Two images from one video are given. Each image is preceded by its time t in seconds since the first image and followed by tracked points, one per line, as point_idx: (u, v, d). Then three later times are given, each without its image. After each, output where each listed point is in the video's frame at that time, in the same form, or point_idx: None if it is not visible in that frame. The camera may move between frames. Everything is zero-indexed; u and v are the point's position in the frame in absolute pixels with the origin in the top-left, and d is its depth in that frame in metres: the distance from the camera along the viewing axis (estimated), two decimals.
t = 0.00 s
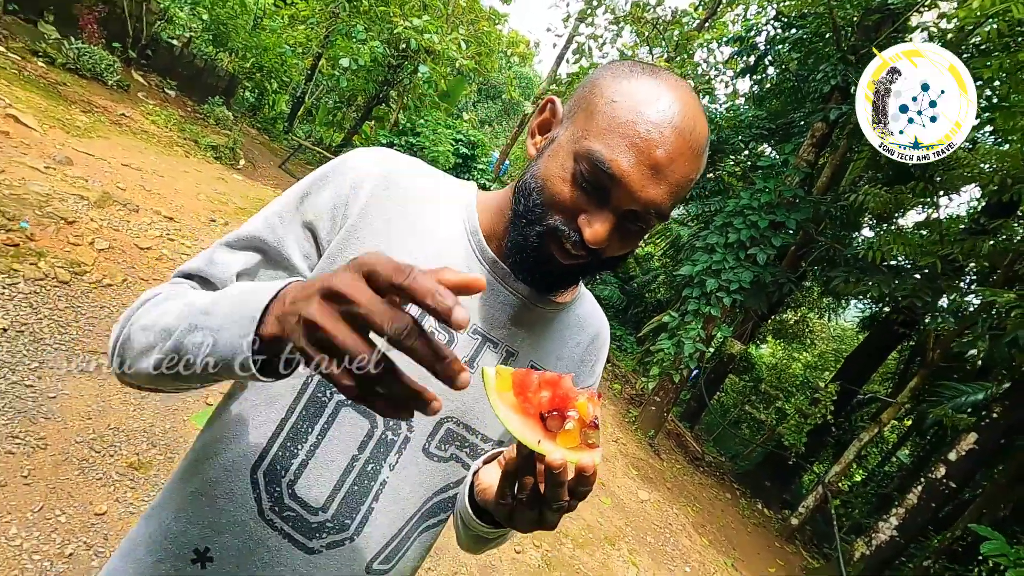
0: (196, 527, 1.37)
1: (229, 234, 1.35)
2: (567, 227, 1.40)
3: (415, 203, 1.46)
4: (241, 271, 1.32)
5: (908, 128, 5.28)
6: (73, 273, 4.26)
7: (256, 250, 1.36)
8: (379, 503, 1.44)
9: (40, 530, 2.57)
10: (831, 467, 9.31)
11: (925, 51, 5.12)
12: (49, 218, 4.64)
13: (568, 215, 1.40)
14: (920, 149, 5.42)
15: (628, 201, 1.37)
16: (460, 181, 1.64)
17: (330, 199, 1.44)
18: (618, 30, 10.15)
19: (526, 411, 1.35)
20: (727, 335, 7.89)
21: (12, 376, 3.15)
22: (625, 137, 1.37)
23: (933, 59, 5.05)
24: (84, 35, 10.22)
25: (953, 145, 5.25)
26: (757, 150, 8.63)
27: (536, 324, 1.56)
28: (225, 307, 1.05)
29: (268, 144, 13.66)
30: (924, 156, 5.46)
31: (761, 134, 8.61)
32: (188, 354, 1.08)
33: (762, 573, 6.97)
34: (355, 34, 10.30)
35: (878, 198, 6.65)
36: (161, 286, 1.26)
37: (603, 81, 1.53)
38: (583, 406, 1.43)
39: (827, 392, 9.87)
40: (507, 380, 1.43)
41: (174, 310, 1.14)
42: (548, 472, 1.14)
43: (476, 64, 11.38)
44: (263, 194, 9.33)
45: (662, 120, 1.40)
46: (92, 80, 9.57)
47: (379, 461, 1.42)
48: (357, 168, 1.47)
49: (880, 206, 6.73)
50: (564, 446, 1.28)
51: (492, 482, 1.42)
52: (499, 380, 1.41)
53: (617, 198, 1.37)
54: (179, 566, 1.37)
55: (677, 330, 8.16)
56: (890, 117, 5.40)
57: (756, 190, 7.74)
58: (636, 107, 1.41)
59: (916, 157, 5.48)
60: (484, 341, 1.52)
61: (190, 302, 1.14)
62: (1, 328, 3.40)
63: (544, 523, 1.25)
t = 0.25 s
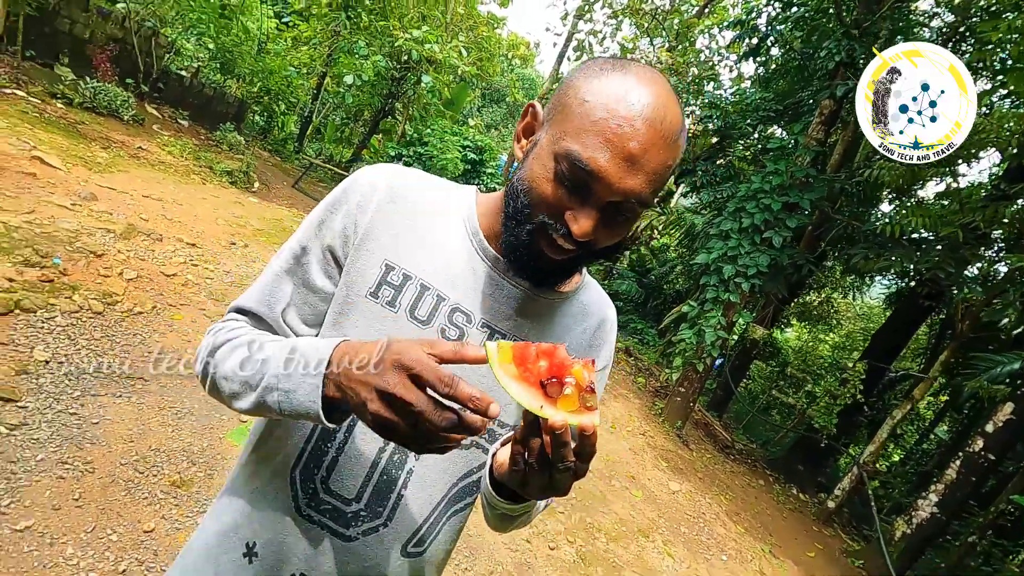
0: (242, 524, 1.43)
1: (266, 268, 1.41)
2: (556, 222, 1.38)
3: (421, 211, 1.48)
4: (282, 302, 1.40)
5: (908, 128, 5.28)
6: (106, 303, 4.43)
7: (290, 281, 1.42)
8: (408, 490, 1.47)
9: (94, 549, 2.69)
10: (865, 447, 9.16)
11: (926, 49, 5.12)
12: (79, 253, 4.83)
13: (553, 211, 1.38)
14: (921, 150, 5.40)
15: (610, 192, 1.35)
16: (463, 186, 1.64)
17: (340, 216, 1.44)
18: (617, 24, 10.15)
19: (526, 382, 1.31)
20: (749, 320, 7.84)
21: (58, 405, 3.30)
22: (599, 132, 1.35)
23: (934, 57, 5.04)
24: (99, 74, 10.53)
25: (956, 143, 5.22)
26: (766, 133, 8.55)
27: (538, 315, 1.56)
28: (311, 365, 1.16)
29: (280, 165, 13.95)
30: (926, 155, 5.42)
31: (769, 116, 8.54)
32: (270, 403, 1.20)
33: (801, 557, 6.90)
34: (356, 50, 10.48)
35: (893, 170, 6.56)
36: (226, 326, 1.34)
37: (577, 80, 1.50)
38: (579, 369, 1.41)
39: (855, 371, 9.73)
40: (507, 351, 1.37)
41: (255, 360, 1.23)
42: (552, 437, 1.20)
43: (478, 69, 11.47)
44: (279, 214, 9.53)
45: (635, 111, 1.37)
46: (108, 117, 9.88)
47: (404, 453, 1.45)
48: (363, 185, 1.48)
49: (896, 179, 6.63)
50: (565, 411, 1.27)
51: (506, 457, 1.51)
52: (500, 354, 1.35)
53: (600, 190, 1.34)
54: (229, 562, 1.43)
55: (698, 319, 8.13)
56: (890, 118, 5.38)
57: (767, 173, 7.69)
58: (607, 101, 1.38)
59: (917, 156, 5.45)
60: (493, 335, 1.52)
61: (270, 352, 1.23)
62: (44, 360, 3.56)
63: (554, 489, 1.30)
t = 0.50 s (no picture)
0: (281, 536, 1.40)
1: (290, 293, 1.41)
2: (534, 225, 1.33)
3: (423, 221, 1.46)
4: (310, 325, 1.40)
5: (908, 128, 5.01)
6: (140, 344, 4.59)
7: (313, 303, 1.42)
8: (436, 485, 1.43)
9: None
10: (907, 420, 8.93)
11: (925, 49, 4.96)
12: (111, 298, 5.01)
13: (529, 213, 1.33)
14: (920, 151, 5.04)
15: (580, 187, 1.28)
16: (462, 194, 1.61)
17: (346, 235, 1.43)
18: (610, 19, 10.18)
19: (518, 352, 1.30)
20: (773, 302, 7.74)
21: (104, 446, 3.42)
22: (559, 130, 1.27)
23: (933, 57, 4.90)
24: (114, 125, 10.90)
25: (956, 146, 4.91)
26: (772, 111, 8.46)
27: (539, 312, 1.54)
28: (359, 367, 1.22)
29: (294, 195, 14.26)
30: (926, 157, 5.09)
31: (773, 94, 8.45)
32: (321, 413, 1.24)
33: (851, 537, 6.75)
34: (357, 74, 10.68)
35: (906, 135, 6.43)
36: (263, 353, 1.35)
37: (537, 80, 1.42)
38: (564, 336, 1.42)
39: (889, 343, 9.52)
40: (493, 325, 1.37)
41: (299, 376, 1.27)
42: (547, 401, 1.20)
43: (477, 80, 11.58)
44: (297, 242, 9.74)
45: (593, 103, 1.29)
46: (127, 165, 10.22)
47: (429, 450, 1.41)
48: (364, 202, 1.46)
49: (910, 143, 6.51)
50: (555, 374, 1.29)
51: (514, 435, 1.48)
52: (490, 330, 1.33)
53: (569, 187, 1.28)
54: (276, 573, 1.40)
55: (721, 305, 8.05)
56: (890, 118, 5.11)
57: (776, 152, 7.61)
58: (564, 96, 1.30)
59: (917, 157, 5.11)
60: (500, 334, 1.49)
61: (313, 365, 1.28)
62: (88, 403, 3.70)
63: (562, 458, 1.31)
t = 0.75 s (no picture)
0: (320, 554, 1.43)
1: (314, 319, 1.45)
2: (542, 246, 1.34)
3: (435, 242, 1.49)
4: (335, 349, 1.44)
5: (908, 128, 5.29)
6: (169, 375, 4.69)
7: (335, 328, 1.46)
8: (466, 496, 1.46)
9: None
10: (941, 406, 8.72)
11: (924, 48, 5.13)
12: (139, 332, 5.14)
13: (535, 235, 1.34)
14: (921, 151, 5.41)
15: (584, 206, 1.29)
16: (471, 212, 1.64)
17: (363, 260, 1.46)
18: (609, 24, 10.23)
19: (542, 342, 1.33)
20: (793, 294, 7.65)
21: (141, 477, 3.50)
22: (557, 152, 1.29)
23: (933, 57, 5.09)
24: (132, 163, 11.21)
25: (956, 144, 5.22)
26: (778, 103, 8.41)
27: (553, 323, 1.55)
28: (390, 381, 1.26)
29: (308, 219, 14.48)
30: (925, 155, 5.44)
31: (778, 86, 8.41)
32: (357, 427, 1.27)
33: (891, 530, 6.59)
34: (362, 96, 10.87)
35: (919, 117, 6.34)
36: (292, 378, 1.39)
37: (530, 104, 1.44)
38: (584, 328, 1.45)
39: (916, 328, 9.33)
40: (516, 321, 1.41)
41: (331, 395, 1.31)
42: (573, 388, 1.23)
43: (480, 92, 11.67)
44: (313, 265, 9.88)
45: (588, 122, 1.29)
46: (146, 200, 10.50)
47: (458, 462, 1.44)
48: (378, 228, 1.49)
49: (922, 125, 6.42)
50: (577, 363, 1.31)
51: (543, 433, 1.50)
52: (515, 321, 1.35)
53: (573, 206, 1.29)
54: None
55: (740, 301, 7.97)
56: (890, 118, 5.36)
57: (785, 143, 7.55)
58: (558, 118, 1.31)
59: (917, 156, 5.47)
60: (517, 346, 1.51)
61: (343, 383, 1.32)
62: (123, 436, 3.78)
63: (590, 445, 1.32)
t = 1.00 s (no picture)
0: (349, 568, 1.45)
1: (329, 337, 1.45)
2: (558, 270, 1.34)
3: (448, 255, 1.49)
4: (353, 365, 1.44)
5: (908, 128, 5.24)
6: (193, 398, 4.77)
7: (352, 344, 1.46)
8: (489, 507, 1.46)
9: None
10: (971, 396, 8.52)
11: (925, 48, 5.09)
12: (162, 357, 5.23)
13: (549, 260, 1.34)
14: (921, 151, 5.31)
15: (595, 228, 1.28)
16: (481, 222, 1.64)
17: (377, 276, 1.47)
18: (610, 29, 10.27)
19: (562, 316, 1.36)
20: (810, 289, 7.56)
21: (170, 500, 3.55)
22: (563, 177, 1.27)
23: (933, 57, 5.05)
24: (149, 192, 11.46)
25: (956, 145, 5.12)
26: (784, 97, 8.37)
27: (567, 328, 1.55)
28: (415, 381, 1.27)
29: (322, 238, 14.65)
30: (926, 157, 5.34)
31: (783, 80, 8.37)
32: (388, 430, 1.28)
33: (926, 525, 6.43)
34: (369, 115, 11.02)
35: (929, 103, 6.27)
36: (315, 393, 1.41)
37: (524, 129, 1.41)
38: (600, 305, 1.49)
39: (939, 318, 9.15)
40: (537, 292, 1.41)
41: (357, 402, 1.32)
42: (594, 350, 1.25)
43: (485, 104, 11.76)
44: (329, 283, 9.99)
45: (590, 146, 1.28)
46: (164, 228, 10.72)
47: (479, 472, 1.44)
48: (390, 244, 1.49)
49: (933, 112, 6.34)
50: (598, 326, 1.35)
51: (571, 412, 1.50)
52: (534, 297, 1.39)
53: (584, 229, 1.28)
54: None
55: (757, 298, 7.90)
56: (890, 118, 5.32)
57: (794, 138, 7.50)
58: (559, 144, 1.29)
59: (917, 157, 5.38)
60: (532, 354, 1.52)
61: (368, 389, 1.34)
62: (151, 461, 3.84)
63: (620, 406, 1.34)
